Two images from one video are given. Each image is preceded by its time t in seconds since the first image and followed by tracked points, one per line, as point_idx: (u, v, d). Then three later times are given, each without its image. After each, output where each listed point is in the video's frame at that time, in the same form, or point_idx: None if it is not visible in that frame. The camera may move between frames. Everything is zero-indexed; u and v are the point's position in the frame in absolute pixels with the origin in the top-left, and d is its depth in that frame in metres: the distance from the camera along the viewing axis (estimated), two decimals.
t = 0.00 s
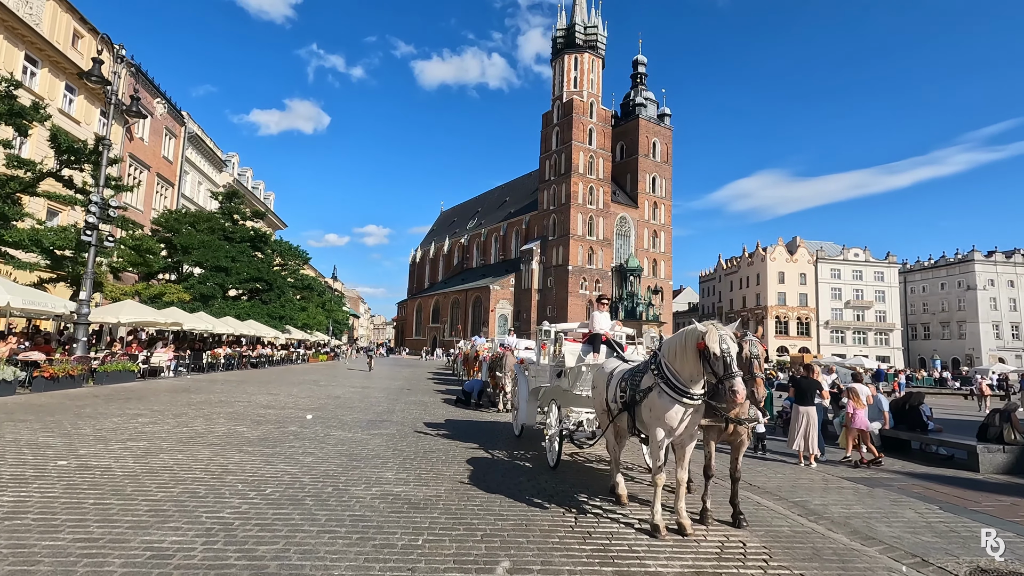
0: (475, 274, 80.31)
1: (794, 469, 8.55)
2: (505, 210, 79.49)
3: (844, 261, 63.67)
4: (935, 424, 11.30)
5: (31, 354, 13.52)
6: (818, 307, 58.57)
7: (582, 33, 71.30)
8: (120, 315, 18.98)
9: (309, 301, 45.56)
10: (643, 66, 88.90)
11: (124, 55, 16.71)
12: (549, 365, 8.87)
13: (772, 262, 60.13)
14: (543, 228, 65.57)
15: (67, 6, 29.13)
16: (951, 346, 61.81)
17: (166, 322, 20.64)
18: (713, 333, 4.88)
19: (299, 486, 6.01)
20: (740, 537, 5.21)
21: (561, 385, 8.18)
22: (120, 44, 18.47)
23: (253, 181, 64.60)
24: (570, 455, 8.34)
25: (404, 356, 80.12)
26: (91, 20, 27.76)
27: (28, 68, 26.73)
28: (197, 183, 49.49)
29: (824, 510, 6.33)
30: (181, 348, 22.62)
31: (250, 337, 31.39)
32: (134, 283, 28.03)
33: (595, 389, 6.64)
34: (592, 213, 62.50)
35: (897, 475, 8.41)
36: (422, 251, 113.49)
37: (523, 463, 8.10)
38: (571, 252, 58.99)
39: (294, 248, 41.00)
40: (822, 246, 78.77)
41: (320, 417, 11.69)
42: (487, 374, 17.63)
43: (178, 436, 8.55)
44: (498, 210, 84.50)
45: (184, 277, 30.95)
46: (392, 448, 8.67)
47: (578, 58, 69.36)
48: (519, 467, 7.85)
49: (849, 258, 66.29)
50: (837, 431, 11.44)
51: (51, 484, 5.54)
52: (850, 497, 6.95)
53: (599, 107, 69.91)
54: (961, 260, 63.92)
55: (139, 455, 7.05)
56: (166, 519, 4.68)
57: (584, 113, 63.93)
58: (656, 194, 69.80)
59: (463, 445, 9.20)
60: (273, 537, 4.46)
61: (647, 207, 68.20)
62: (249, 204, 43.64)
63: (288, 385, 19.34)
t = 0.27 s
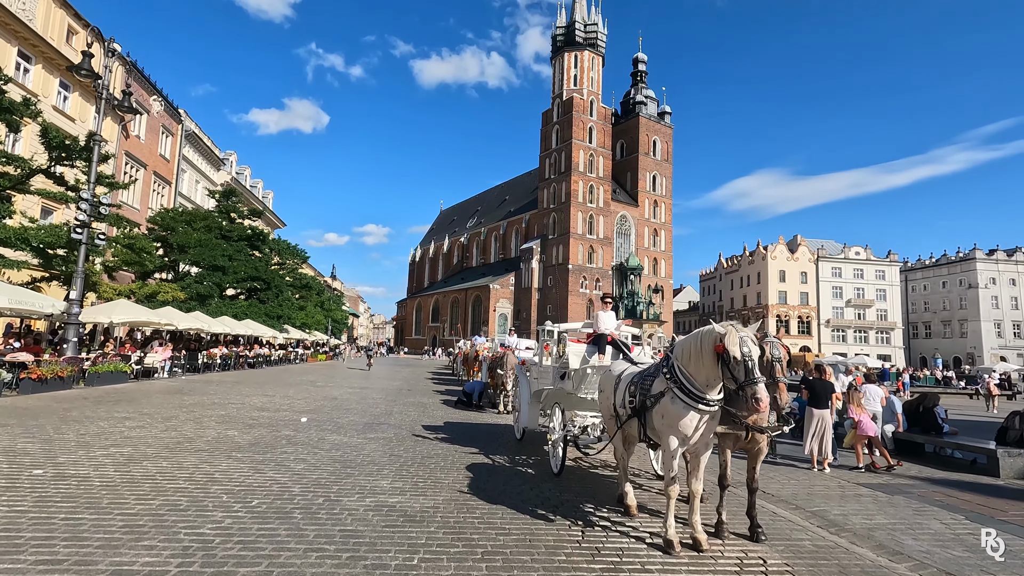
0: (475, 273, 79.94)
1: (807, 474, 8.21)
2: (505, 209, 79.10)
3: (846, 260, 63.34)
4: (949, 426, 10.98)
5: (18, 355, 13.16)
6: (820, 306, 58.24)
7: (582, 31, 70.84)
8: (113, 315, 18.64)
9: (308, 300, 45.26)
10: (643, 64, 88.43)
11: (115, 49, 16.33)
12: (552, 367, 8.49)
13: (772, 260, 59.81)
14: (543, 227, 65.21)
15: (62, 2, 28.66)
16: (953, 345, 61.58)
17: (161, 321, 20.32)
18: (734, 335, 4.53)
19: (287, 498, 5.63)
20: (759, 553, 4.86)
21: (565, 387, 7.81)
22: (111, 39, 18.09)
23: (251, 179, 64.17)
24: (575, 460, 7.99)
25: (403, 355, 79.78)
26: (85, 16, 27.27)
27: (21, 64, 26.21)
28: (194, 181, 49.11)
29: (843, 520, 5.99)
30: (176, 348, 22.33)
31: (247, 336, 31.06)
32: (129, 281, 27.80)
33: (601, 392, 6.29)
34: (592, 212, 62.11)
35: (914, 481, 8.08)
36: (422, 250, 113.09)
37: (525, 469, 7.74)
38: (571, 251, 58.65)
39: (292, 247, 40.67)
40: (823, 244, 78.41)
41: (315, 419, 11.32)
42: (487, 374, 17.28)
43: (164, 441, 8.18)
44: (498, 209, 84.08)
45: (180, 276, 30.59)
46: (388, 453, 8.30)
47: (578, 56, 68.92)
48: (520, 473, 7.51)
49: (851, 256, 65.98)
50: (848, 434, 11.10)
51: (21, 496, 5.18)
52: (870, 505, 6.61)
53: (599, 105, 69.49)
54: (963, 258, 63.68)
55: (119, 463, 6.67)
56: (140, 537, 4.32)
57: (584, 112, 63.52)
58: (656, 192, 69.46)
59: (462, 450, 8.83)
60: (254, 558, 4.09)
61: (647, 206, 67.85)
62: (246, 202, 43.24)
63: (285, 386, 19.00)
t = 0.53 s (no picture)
0: (475, 271, 79.69)
1: (819, 475, 7.97)
2: (506, 205, 78.78)
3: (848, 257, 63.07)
4: (962, 425, 10.74)
5: (11, 352, 12.91)
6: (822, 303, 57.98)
7: (584, 27, 70.39)
8: (109, 312, 18.39)
9: (307, 298, 45.15)
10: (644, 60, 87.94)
11: (110, 41, 16.02)
12: (557, 364, 8.26)
13: (774, 257, 59.53)
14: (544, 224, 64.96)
15: None
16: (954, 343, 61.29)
17: (158, 319, 20.04)
18: (753, 331, 4.29)
19: (281, 501, 5.39)
20: (777, 559, 4.63)
21: (570, 385, 7.59)
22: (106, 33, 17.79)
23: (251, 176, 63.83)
24: (581, 461, 7.76)
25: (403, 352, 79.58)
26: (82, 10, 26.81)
27: (18, 60, 25.78)
28: (193, 178, 48.84)
29: (861, 523, 5.76)
30: (174, 345, 22.17)
31: (246, 334, 30.84)
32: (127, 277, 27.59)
33: (609, 391, 6.07)
34: (593, 209, 61.78)
35: (929, 482, 7.84)
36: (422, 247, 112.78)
37: (529, 470, 7.51)
38: (572, 249, 58.37)
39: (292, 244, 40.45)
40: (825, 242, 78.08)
41: (314, 418, 11.05)
42: (489, 371, 17.02)
43: (156, 441, 7.93)
44: (498, 206, 83.78)
45: (179, 273, 30.35)
46: (388, 453, 8.06)
47: (579, 52, 68.50)
48: (524, 474, 7.27)
49: (853, 254, 65.71)
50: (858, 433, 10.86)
51: (3, 500, 4.94)
52: (887, 508, 6.38)
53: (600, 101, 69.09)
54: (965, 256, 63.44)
55: (108, 464, 6.42)
56: (124, 545, 4.06)
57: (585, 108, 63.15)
58: (658, 189, 69.13)
59: (465, 450, 8.58)
60: (244, 568, 3.85)
61: (648, 203, 67.55)
62: (245, 199, 42.97)
63: (284, 383, 18.77)
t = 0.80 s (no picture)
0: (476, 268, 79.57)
1: (824, 475, 7.85)
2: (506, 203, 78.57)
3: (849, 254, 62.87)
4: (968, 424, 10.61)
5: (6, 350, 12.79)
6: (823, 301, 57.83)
7: (584, 23, 70.11)
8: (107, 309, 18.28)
9: (307, 295, 45.11)
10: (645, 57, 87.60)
11: (106, 36, 15.87)
12: (558, 363, 8.13)
13: (775, 255, 59.34)
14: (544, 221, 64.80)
15: None
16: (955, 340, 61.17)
17: (156, 316, 19.93)
18: (764, 332, 4.13)
19: (275, 504, 5.27)
20: (784, 564, 4.49)
21: (571, 384, 7.46)
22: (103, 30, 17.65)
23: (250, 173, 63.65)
24: (582, 461, 7.64)
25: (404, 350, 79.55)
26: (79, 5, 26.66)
27: (15, 55, 25.63)
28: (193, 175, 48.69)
29: (868, 526, 5.64)
30: (172, 343, 22.13)
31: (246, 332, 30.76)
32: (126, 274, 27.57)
33: (612, 390, 5.94)
34: (594, 206, 61.59)
35: (936, 483, 7.71)
36: (422, 245, 112.61)
37: (529, 471, 7.38)
38: (572, 246, 58.22)
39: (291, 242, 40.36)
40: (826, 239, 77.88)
41: (312, 417, 10.93)
42: (489, 369, 16.89)
43: (151, 441, 7.81)
44: (499, 203, 83.58)
45: (178, 271, 30.22)
46: (387, 453, 7.95)
47: (580, 49, 68.21)
48: (525, 475, 7.16)
49: (854, 251, 65.54)
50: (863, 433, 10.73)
51: None
52: (896, 510, 6.24)
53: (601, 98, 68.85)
54: (966, 253, 63.28)
55: (100, 465, 6.28)
56: (112, 551, 3.94)
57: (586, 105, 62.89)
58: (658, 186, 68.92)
59: (465, 450, 8.45)
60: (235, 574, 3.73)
61: (649, 200, 67.40)
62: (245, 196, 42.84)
63: (283, 381, 18.67)
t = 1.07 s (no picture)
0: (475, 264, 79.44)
1: (826, 472, 7.74)
2: (506, 199, 78.38)
3: (849, 250, 62.75)
4: (971, 420, 10.51)
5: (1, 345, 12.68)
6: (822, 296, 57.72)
7: (584, 18, 69.72)
8: (102, 304, 18.13)
9: (306, 291, 45.02)
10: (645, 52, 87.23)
11: (99, 27, 15.66)
12: (557, 357, 8.01)
13: (775, 251, 59.18)
14: (544, 217, 64.62)
15: None
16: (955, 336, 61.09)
17: (153, 312, 19.80)
18: (771, 328, 4.00)
19: (264, 501, 5.14)
20: (785, 562, 4.38)
21: (570, 379, 7.35)
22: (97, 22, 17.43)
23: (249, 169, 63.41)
24: (581, 457, 7.53)
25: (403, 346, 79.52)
26: None
27: (9, 49, 25.37)
28: (191, 170, 48.53)
29: (873, 523, 5.51)
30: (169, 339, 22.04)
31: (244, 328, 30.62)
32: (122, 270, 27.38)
33: (610, 384, 5.82)
34: (593, 202, 61.42)
35: (940, 480, 7.59)
36: (422, 241, 112.62)
37: (526, 467, 7.27)
38: (572, 242, 58.08)
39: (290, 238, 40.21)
40: (826, 235, 77.70)
41: (308, 413, 10.80)
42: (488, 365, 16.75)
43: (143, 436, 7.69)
44: (498, 199, 83.38)
45: (176, 267, 30.07)
46: (383, 449, 7.83)
47: (579, 44, 67.81)
48: (521, 470, 7.05)
49: (853, 247, 65.39)
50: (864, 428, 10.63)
51: None
52: (899, 507, 6.13)
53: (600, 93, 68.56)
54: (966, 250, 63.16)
55: (90, 461, 6.17)
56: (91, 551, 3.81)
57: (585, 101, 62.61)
58: (658, 182, 68.70)
59: (462, 446, 8.34)
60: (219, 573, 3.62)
61: (648, 196, 67.19)
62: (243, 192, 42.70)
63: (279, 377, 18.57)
